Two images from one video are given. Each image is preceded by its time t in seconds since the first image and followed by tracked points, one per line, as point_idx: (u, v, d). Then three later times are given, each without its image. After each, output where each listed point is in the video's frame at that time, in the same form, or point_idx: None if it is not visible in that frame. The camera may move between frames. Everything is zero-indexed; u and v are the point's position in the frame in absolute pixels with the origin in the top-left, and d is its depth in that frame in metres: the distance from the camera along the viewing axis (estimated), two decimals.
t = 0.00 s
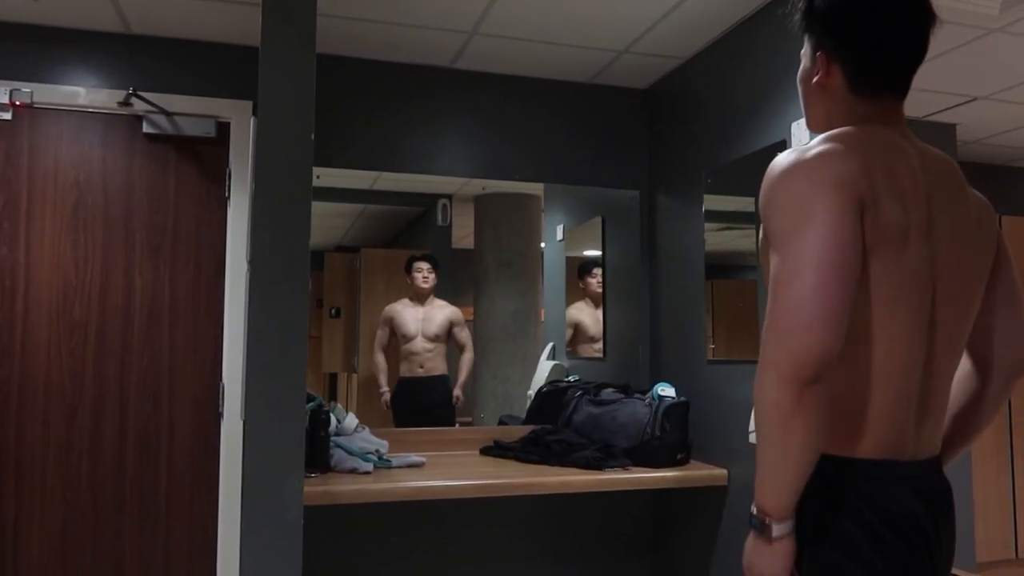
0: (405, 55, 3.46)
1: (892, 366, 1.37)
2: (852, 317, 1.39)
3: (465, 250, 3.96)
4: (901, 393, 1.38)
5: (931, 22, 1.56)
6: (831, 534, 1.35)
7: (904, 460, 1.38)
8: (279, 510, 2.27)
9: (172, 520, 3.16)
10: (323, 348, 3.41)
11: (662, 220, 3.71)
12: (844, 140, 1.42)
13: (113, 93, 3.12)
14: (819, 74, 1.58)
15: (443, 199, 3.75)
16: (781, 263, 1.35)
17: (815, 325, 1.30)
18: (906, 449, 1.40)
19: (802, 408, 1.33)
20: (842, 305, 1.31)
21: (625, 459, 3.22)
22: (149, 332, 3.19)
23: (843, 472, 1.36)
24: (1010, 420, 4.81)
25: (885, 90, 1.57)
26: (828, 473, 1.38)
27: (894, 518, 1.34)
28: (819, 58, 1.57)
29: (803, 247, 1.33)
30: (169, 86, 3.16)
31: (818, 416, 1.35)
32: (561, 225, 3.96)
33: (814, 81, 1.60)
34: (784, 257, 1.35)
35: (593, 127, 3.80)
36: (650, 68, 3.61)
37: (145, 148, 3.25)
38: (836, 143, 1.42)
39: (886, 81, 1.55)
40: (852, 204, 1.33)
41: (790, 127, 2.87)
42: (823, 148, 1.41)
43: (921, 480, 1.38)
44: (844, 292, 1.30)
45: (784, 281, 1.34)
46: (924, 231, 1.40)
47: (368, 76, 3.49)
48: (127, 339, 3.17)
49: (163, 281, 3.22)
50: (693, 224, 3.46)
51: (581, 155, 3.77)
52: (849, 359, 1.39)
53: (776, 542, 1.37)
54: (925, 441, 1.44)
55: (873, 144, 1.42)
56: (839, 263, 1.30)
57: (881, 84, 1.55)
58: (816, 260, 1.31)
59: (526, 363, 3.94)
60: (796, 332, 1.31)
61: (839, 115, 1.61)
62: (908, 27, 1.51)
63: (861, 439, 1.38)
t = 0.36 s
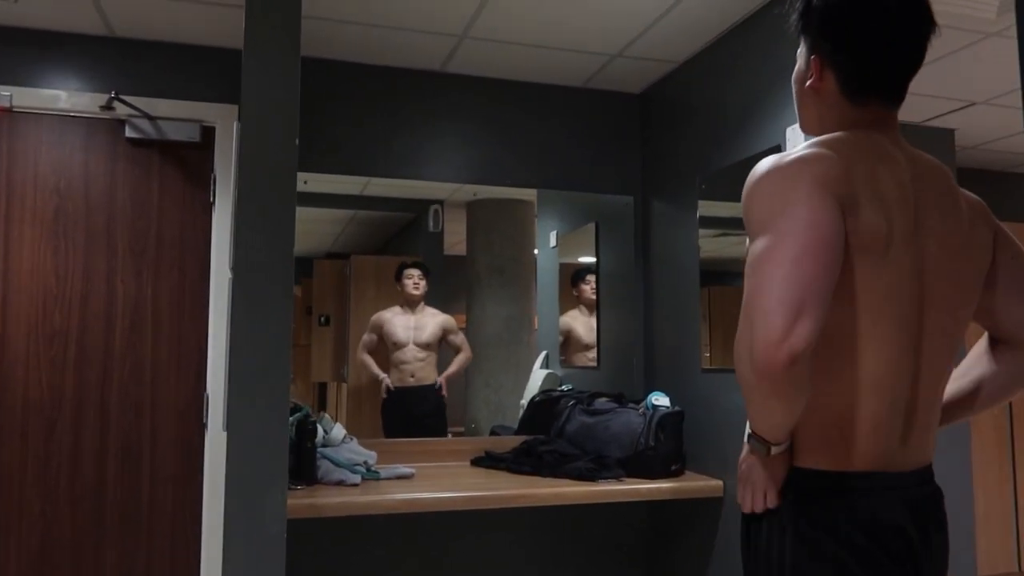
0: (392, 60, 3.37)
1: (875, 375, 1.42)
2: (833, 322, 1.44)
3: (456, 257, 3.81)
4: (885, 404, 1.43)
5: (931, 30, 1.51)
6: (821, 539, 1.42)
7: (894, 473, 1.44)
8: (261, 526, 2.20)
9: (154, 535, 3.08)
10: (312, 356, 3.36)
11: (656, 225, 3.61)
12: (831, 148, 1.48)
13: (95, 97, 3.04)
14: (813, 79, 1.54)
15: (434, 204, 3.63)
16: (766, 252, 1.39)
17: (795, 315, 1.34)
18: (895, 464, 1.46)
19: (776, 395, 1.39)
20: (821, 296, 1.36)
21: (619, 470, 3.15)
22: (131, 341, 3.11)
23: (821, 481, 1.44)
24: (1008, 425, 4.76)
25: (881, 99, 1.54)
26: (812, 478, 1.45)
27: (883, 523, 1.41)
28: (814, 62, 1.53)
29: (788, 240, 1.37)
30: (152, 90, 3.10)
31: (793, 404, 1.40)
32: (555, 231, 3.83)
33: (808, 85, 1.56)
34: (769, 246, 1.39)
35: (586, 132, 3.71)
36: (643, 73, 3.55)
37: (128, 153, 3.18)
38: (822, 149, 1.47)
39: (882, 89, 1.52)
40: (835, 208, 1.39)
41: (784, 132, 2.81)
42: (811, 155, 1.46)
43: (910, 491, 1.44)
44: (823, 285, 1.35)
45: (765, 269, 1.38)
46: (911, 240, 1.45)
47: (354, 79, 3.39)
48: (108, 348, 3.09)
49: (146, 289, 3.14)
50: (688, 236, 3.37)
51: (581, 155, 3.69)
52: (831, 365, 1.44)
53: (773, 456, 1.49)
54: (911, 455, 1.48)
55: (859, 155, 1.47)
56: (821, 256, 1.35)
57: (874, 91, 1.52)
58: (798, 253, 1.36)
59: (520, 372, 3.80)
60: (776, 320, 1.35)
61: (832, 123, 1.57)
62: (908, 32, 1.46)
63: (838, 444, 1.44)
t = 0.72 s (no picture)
0: (392, 47, 3.12)
1: (887, 390, 1.36)
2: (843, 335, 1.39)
3: (463, 256, 3.51)
4: (900, 422, 1.36)
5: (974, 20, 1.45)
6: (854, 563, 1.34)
7: (928, 495, 1.37)
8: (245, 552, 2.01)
9: (138, 554, 2.88)
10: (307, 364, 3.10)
11: (678, 220, 3.31)
12: (850, 156, 1.42)
13: (77, 87, 2.85)
14: (844, 64, 1.48)
15: (439, 199, 3.38)
16: (768, 261, 1.36)
17: (792, 330, 1.31)
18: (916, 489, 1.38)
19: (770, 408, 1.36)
20: (822, 311, 1.32)
21: (637, 484, 2.93)
22: (115, 347, 2.92)
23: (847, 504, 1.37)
24: None
25: (916, 89, 1.47)
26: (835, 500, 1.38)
27: (922, 548, 1.34)
28: (845, 46, 1.47)
29: (792, 251, 1.33)
30: (137, 80, 2.90)
31: (791, 416, 1.37)
32: (567, 229, 3.58)
33: (838, 69, 1.50)
34: (773, 255, 1.36)
35: (600, 121, 3.42)
36: (661, 58, 3.28)
37: (112, 146, 2.99)
38: (840, 156, 1.42)
39: (918, 78, 1.46)
40: (840, 221, 1.34)
41: (814, 121, 2.58)
42: (826, 161, 1.41)
43: (949, 511, 1.37)
44: (822, 300, 1.31)
45: (764, 278, 1.35)
46: (935, 250, 1.38)
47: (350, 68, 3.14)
48: (91, 354, 2.90)
49: (131, 292, 2.95)
50: (711, 238, 3.09)
51: (587, 149, 3.40)
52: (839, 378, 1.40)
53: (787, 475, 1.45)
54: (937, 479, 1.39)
55: (879, 164, 1.41)
56: (821, 270, 1.31)
57: (910, 76, 1.45)
58: (800, 266, 1.32)
59: (533, 380, 3.51)
60: (772, 332, 1.32)
61: (865, 112, 1.51)
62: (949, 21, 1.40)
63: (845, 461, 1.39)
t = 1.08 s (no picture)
0: (377, 4, 2.85)
1: (897, 372, 1.24)
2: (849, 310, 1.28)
3: (456, 233, 3.21)
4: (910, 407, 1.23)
5: None
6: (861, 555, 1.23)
7: (946, 485, 1.24)
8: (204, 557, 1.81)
9: (106, 550, 2.69)
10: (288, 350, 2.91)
11: (687, 194, 3.06)
12: (864, 116, 1.30)
13: (34, 48, 2.59)
14: (861, 18, 1.37)
15: (431, 171, 3.06)
16: (768, 227, 1.25)
17: (791, 302, 1.20)
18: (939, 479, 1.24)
19: (767, 385, 1.25)
20: (824, 283, 1.21)
21: (641, 478, 2.71)
22: (77, 329, 2.71)
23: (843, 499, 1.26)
24: None
25: (940, 49, 1.35)
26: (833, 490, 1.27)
27: (931, 538, 1.21)
28: None
29: (795, 216, 1.22)
30: (96, 39, 2.64)
31: (788, 396, 1.27)
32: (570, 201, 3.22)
33: (856, 27, 1.39)
34: (774, 220, 1.24)
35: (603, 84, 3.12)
36: (670, 18, 3.00)
37: (72, 112, 2.76)
38: (852, 116, 1.30)
39: (941, 37, 1.34)
40: (848, 185, 1.22)
41: (835, 85, 2.36)
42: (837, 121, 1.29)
43: (972, 502, 1.24)
44: (824, 271, 1.20)
45: (762, 245, 1.24)
46: (953, 222, 1.25)
47: (330, 28, 2.88)
48: (51, 336, 2.68)
49: (94, 269, 2.73)
50: (723, 214, 2.84)
51: (588, 116, 3.10)
52: (845, 357, 1.28)
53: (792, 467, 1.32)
54: (958, 471, 1.26)
55: (895, 126, 1.29)
56: (826, 238, 1.20)
57: (934, 32, 1.33)
58: (803, 233, 1.21)
59: (531, 369, 3.17)
60: (770, 303, 1.21)
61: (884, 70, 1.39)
62: None
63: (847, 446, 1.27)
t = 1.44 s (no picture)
0: None
1: (900, 374, 1.20)
2: (849, 308, 1.24)
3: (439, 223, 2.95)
4: (916, 408, 1.19)
5: None
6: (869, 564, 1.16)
7: (953, 489, 1.18)
8: None
9: (58, 566, 2.49)
10: (256, 351, 2.67)
11: (686, 182, 2.81)
12: (865, 107, 1.24)
13: None
14: None
15: (410, 158, 2.85)
16: (761, 238, 1.23)
17: (786, 318, 1.20)
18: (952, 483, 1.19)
19: (763, 400, 1.26)
20: (820, 296, 1.20)
21: (635, 488, 2.50)
22: (24, 328, 2.50)
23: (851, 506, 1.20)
24: None
25: (943, 24, 1.31)
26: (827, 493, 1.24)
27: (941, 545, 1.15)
28: None
29: (789, 229, 1.20)
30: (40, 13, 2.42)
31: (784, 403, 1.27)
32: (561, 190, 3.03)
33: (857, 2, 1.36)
34: (768, 231, 1.22)
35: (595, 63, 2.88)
36: None
37: (19, 93, 2.55)
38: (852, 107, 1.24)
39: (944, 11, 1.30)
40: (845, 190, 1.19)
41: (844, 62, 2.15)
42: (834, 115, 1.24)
43: (982, 509, 1.18)
44: (821, 285, 1.19)
45: (756, 260, 1.22)
46: (958, 213, 1.21)
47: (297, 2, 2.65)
48: None
49: (43, 262, 2.53)
50: (722, 204, 2.62)
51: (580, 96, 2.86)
52: (844, 357, 1.25)
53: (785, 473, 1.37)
54: (969, 475, 1.21)
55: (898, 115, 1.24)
56: (822, 250, 1.18)
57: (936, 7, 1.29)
58: (799, 246, 1.19)
59: (518, 371, 2.98)
60: (764, 320, 1.21)
61: (887, 48, 1.35)
62: None
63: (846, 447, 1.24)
